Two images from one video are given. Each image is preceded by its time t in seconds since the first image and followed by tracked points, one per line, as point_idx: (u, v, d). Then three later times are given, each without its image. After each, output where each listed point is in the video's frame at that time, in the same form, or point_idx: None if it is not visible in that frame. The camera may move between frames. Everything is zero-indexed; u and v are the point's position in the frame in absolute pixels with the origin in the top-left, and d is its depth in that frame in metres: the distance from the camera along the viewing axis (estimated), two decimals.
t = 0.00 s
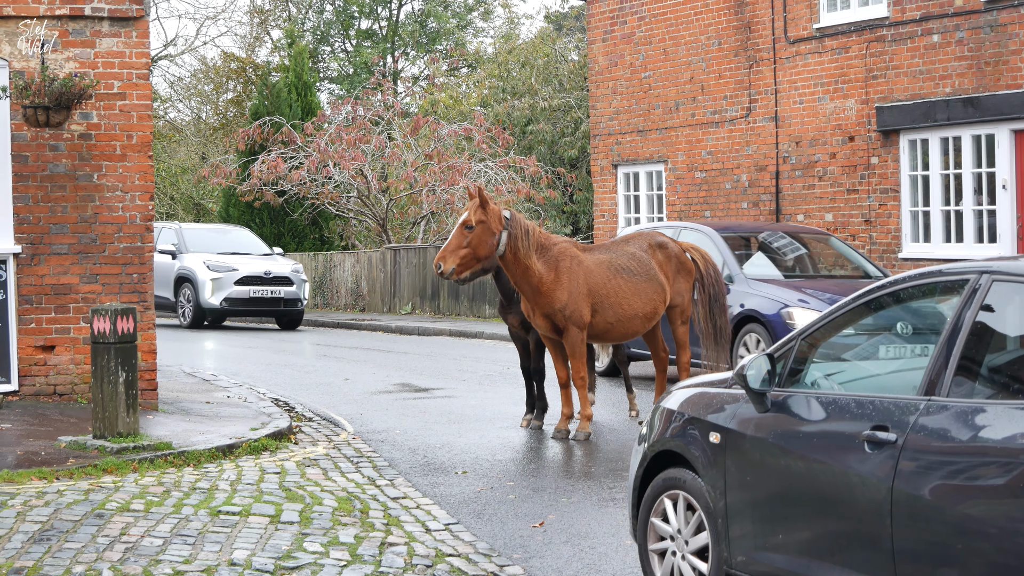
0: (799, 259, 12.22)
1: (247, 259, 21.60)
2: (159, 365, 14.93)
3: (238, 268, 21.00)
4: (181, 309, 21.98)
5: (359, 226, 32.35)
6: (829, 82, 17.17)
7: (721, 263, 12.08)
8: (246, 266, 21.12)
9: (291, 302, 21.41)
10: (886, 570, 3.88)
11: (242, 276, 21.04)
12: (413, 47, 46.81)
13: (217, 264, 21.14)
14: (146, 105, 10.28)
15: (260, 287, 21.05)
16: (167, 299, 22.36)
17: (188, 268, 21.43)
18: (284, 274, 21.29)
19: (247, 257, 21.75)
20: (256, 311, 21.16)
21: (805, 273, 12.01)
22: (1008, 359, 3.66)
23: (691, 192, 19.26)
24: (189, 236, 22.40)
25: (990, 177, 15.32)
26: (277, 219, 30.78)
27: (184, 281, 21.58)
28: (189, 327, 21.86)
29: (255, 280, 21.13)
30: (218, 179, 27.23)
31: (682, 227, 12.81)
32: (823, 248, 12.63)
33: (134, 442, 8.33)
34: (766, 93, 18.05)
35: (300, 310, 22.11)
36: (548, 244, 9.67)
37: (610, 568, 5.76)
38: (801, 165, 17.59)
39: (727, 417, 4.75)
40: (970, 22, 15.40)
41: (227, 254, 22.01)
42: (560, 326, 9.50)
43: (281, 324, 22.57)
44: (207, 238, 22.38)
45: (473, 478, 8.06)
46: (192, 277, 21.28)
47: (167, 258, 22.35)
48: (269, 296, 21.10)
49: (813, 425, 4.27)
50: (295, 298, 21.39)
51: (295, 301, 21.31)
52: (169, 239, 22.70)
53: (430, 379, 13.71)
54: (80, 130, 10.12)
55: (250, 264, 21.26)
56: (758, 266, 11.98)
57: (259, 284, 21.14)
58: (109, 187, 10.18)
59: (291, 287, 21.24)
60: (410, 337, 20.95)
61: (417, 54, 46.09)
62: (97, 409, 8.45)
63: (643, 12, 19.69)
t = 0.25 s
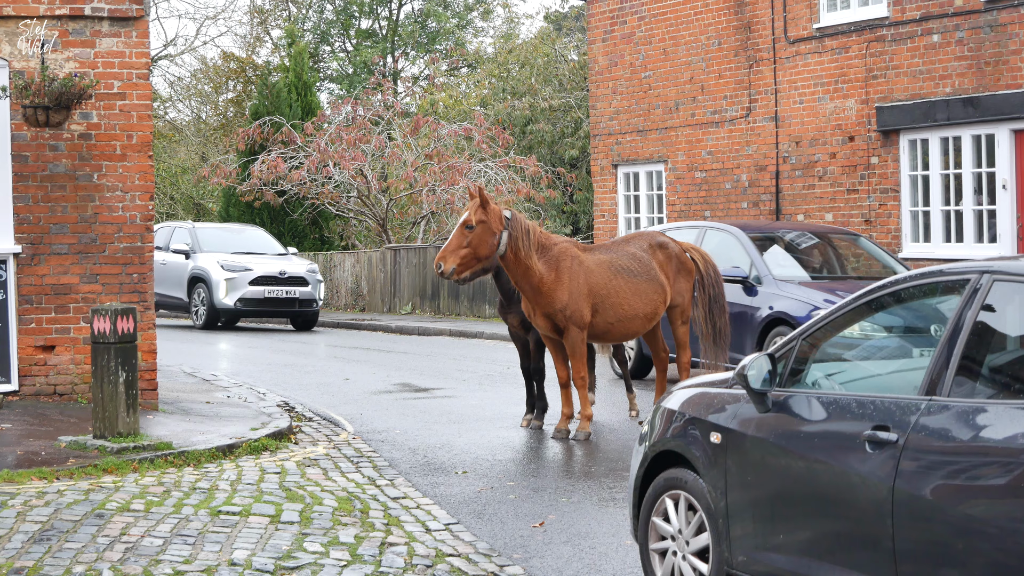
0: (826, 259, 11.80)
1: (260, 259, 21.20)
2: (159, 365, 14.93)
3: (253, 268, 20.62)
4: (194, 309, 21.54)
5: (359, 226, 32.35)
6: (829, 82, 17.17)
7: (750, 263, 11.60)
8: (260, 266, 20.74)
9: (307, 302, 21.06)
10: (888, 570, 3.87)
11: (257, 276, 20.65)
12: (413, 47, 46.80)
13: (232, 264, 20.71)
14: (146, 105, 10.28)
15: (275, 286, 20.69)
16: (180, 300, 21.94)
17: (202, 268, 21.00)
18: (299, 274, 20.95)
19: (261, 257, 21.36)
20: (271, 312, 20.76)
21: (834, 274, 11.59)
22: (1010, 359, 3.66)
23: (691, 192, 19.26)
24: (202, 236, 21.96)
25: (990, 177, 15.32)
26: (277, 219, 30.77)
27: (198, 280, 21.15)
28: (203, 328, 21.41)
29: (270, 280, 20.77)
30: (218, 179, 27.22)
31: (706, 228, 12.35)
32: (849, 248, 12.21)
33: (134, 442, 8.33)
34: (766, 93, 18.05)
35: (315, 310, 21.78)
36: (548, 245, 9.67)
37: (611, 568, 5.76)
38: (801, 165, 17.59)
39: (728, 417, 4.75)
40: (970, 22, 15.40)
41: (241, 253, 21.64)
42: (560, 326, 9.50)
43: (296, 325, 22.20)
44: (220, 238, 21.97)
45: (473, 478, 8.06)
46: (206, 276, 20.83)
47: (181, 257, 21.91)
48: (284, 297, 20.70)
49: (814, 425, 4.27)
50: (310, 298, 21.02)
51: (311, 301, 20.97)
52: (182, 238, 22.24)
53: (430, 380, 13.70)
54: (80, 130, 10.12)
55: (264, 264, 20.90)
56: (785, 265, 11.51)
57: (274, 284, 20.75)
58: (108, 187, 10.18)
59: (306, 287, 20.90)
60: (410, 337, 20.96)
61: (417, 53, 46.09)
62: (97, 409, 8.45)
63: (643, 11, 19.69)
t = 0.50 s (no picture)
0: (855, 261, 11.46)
1: (275, 259, 20.68)
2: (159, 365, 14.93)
3: (267, 269, 20.06)
4: (208, 311, 21.05)
5: (359, 226, 32.34)
6: (829, 82, 17.16)
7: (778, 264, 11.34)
8: (275, 266, 20.18)
9: (322, 303, 20.51)
10: (889, 570, 3.87)
11: (271, 276, 20.10)
12: (413, 47, 46.79)
13: (246, 264, 20.16)
14: (146, 105, 10.27)
15: (290, 287, 20.13)
16: (193, 301, 21.41)
17: (215, 269, 20.49)
18: (314, 274, 20.40)
19: (275, 257, 20.83)
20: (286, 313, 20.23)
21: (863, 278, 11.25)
22: (1011, 359, 3.66)
23: (691, 192, 19.26)
24: (215, 235, 21.44)
25: (990, 177, 15.32)
26: (277, 219, 30.76)
27: (211, 281, 20.65)
28: (216, 329, 20.93)
29: (284, 280, 20.21)
30: (218, 179, 27.21)
31: (733, 228, 12.11)
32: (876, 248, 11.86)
33: (133, 442, 8.33)
34: (766, 93, 18.04)
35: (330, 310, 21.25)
36: (549, 245, 9.66)
37: (611, 568, 5.76)
38: (801, 165, 17.59)
39: (729, 417, 4.75)
40: (970, 22, 15.40)
41: (254, 253, 21.09)
42: (560, 326, 9.51)
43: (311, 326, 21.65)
44: (234, 237, 21.41)
45: (473, 478, 8.06)
46: (220, 277, 20.31)
47: (193, 257, 21.39)
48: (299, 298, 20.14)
49: (815, 425, 4.27)
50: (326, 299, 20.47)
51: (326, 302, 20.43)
52: (195, 238, 21.69)
53: (430, 380, 13.71)
54: (80, 130, 10.12)
55: (278, 264, 20.34)
56: (814, 267, 11.23)
57: (289, 285, 20.19)
58: (108, 187, 10.18)
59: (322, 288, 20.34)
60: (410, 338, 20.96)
61: (417, 53, 46.09)
62: (97, 409, 8.45)
63: (643, 11, 19.68)
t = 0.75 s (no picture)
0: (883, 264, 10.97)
1: (289, 259, 20.30)
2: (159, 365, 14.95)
3: (281, 269, 19.67)
4: (221, 312, 20.67)
5: (359, 226, 32.33)
6: (829, 82, 17.16)
7: (805, 265, 10.96)
8: (289, 266, 19.80)
9: (337, 303, 20.10)
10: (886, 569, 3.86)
11: (285, 277, 19.71)
12: (413, 47, 46.78)
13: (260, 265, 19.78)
14: (146, 105, 10.27)
15: (304, 288, 19.73)
16: (206, 302, 21.05)
17: (229, 269, 20.10)
18: (329, 274, 20.01)
19: (290, 257, 20.46)
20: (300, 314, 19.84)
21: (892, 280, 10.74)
22: (1006, 359, 3.66)
23: (691, 192, 19.26)
24: (228, 235, 21.06)
25: (990, 177, 15.32)
26: (277, 219, 30.75)
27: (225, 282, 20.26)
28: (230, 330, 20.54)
29: (299, 280, 19.82)
30: (218, 179, 27.20)
31: (757, 229, 11.76)
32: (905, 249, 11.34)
33: (133, 442, 8.33)
34: (766, 93, 18.04)
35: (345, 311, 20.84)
36: (549, 245, 9.67)
37: (610, 568, 5.76)
38: (801, 165, 17.59)
39: (725, 416, 4.75)
40: (970, 22, 15.40)
41: (268, 253, 20.73)
42: (560, 326, 9.52)
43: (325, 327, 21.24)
44: (248, 238, 21.05)
45: (473, 478, 8.06)
46: (233, 278, 19.95)
47: (206, 258, 21.05)
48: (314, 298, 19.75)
49: (811, 424, 4.27)
50: (341, 300, 20.09)
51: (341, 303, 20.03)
52: (208, 239, 21.34)
53: (430, 380, 13.71)
54: (80, 130, 10.12)
55: (293, 265, 19.96)
56: (842, 268, 10.81)
57: (304, 285, 19.81)
58: (108, 187, 10.18)
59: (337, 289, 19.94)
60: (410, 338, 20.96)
61: (417, 53, 46.08)
62: (97, 409, 8.44)
63: (643, 11, 19.68)
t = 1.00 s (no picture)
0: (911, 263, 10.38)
1: (304, 259, 20.04)
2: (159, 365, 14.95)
3: (296, 269, 19.42)
4: (235, 313, 20.42)
5: (359, 226, 32.34)
6: (829, 82, 17.16)
7: (834, 266, 10.41)
8: (304, 267, 19.54)
9: (352, 304, 19.83)
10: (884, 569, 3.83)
11: (300, 277, 19.45)
12: (413, 47, 46.78)
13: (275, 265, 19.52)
14: (146, 105, 10.27)
15: (320, 289, 19.46)
16: (220, 303, 20.81)
17: (244, 270, 19.85)
18: (344, 274, 19.74)
19: (304, 257, 20.20)
20: (315, 315, 19.55)
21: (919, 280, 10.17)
22: (993, 358, 3.67)
23: (691, 192, 19.26)
24: (243, 234, 20.81)
25: (990, 177, 15.32)
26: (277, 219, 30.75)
27: (239, 282, 20.00)
28: (245, 332, 20.26)
29: (314, 281, 19.56)
30: (218, 179, 27.20)
31: (784, 228, 11.20)
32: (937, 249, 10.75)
33: (134, 442, 8.33)
34: (766, 93, 18.04)
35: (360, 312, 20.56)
36: (550, 244, 9.67)
37: (610, 568, 5.76)
38: (801, 165, 17.59)
39: (716, 415, 4.76)
40: (970, 22, 15.40)
41: (283, 253, 20.48)
42: (561, 326, 9.52)
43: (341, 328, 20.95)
44: (261, 237, 20.80)
45: (473, 478, 8.06)
46: (248, 279, 19.70)
47: (220, 258, 20.81)
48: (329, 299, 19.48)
49: (801, 423, 4.28)
50: (356, 301, 19.82)
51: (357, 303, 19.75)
52: (221, 238, 21.11)
53: (430, 380, 13.70)
54: (80, 130, 10.12)
55: (308, 265, 19.69)
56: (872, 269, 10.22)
57: (318, 286, 19.54)
58: (108, 187, 10.19)
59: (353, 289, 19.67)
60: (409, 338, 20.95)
61: (417, 53, 46.09)
62: (97, 409, 8.45)
63: (643, 12, 19.68)
